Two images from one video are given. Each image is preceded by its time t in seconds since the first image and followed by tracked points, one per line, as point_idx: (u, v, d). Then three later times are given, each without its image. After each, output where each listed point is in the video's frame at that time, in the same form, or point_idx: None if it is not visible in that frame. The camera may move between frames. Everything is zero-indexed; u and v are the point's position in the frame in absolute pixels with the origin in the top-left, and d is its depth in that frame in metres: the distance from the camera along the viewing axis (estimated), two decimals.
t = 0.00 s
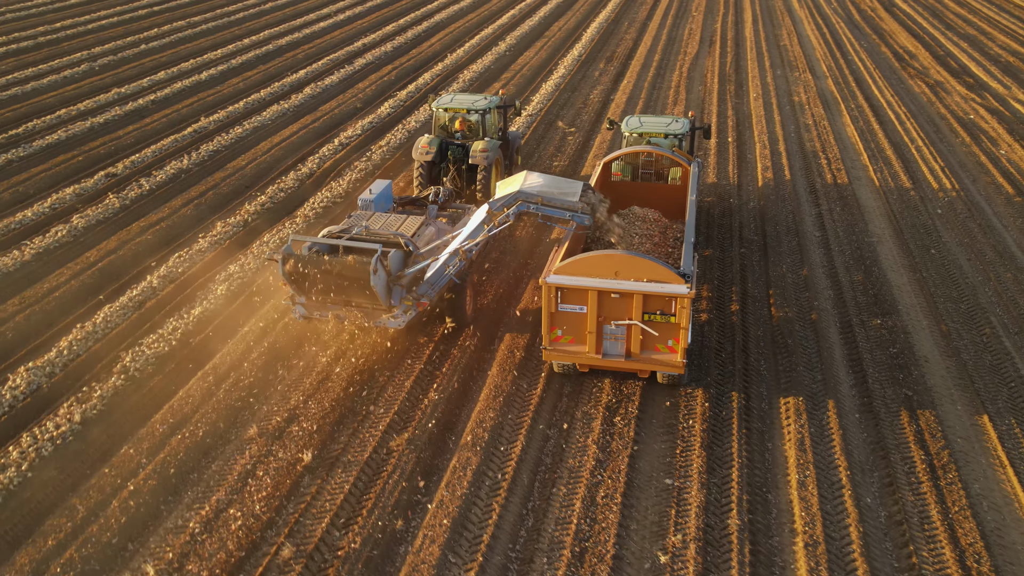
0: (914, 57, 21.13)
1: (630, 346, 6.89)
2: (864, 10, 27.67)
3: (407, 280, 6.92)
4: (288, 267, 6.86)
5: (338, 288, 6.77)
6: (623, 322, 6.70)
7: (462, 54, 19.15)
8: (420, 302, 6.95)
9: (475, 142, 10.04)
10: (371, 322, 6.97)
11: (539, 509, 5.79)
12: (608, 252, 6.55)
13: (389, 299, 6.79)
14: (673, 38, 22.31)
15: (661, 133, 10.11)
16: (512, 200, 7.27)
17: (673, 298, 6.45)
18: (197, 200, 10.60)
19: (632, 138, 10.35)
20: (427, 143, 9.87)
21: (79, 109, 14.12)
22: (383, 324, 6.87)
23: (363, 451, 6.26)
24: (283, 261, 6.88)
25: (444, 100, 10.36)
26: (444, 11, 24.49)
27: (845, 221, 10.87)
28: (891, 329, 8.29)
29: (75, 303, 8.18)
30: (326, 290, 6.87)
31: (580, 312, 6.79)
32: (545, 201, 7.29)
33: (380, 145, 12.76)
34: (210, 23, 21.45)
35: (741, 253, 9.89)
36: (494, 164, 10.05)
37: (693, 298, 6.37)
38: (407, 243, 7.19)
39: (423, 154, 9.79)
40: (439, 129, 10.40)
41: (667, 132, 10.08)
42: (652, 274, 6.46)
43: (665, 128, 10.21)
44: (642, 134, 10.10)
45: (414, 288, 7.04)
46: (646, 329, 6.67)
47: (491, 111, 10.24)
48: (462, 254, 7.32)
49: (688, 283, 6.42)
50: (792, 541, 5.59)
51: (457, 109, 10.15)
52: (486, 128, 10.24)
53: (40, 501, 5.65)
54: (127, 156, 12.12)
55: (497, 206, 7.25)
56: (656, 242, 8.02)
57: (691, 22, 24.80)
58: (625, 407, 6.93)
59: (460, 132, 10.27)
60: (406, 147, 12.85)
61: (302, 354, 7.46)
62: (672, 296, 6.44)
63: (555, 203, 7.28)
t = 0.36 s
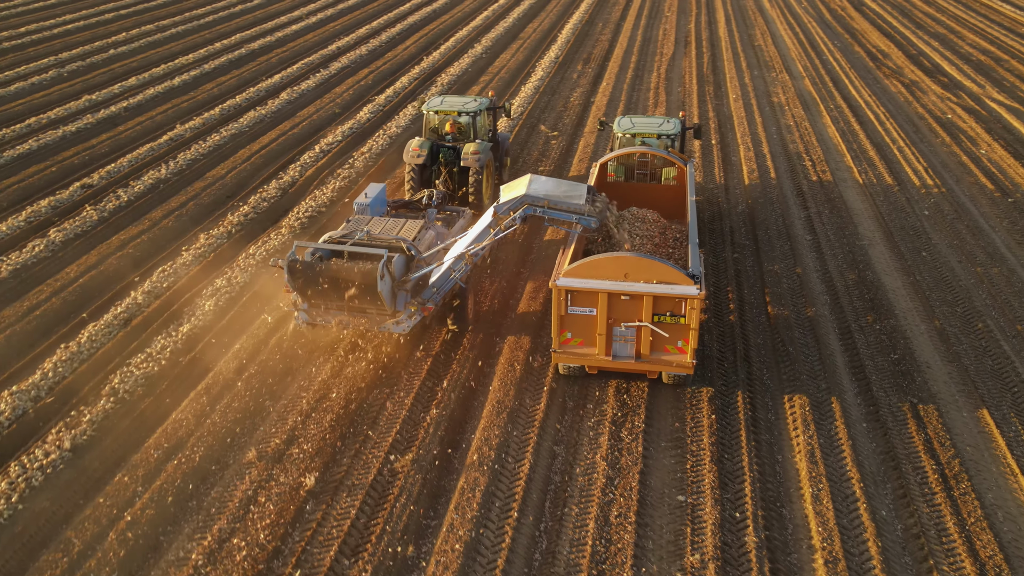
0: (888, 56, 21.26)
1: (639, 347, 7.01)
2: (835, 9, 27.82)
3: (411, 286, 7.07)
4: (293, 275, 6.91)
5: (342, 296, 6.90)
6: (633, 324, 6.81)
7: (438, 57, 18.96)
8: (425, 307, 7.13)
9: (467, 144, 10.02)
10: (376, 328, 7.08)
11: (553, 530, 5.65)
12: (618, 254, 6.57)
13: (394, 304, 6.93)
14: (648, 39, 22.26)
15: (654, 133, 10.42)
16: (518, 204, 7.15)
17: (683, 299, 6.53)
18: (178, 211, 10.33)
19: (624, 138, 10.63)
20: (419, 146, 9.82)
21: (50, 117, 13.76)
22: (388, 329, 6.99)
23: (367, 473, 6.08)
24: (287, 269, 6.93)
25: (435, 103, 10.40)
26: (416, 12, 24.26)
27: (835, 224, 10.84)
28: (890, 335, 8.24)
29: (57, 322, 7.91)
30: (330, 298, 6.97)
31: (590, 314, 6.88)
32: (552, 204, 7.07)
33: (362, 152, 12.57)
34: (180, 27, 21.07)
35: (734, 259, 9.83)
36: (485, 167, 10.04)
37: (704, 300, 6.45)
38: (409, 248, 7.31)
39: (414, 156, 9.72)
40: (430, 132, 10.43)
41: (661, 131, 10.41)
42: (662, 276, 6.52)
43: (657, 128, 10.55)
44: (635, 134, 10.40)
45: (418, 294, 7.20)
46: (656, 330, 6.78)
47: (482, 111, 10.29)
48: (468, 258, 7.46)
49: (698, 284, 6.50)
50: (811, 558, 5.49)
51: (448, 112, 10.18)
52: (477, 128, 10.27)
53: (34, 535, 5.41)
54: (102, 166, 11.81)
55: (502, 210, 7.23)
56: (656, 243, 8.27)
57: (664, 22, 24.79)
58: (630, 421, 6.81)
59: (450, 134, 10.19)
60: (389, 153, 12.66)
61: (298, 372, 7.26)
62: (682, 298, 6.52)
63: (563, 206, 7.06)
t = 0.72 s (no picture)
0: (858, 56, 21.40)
1: (645, 349, 7.04)
2: (802, 8, 27.98)
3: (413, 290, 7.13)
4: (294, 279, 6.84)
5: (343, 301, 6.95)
6: (639, 325, 6.83)
7: (411, 60, 18.74)
8: (426, 311, 7.14)
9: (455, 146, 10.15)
10: (376, 333, 7.12)
11: (566, 553, 5.50)
12: (623, 257, 6.58)
13: (396, 308, 6.99)
14: (620, 40, 22.22)
15: (643, 134, 10.44)
16: (522, 206, 7.04)
17: (690, 300, 6.57)
18: (155, 224, 10.05)
19: (613, 139, 10.67)
20: (407, 149, 9.93)
21: (16, 127, 13.37)
22: (389, 334, 7.00)
23: (371, 497, 5.89)
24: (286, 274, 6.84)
25: (422, 105, 10.39)
26: (386, 13, 24.01)
27: (822, 228, 10.82)
28: (887, 340, 8.21)
29: (37, 343, 7.63)
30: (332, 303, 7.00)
31: (596, 317, 6.89)
32: (555, 206, 7.06)
33: (341, 160, 12.35)
34: (145, 31, 20.64)
35: (726, 265, 9.77)
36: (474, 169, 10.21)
37: (710, 300, 6.51)
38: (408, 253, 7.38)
39: (402, 160, 9.83)
40: (418, 135, 10.46)
41: (650, 131, 10.44)
42: (668, 277, 6.55)
43: (646, 128, 10.60)
44: (625, 134, 10.40)
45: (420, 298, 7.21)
46: (662, 331, 6.81)
47: (469, 114, 10.39)
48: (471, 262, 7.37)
49: (704, 285, 6.55)
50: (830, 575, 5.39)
51: (436, 115, 10.17)
52: (465, 131, 10.38)
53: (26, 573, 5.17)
54: (74, 177, 11.48)
55: (505, 212, 7.07)
56: (652, 245, 8.35)
57: (635, 23, 24.76)
58: (635, 435, 6.69)
59: (439, 137, 10.29)
60: (369, 160, 12.45)
61: (292, 391, 7.04)
62: (688, 299, 6.57)
63: (565, 208, 7.07)
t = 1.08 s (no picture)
0: (832, 55, 21.50)
1: (654, 350, 7.05)
2: (773, 8, 28.08)
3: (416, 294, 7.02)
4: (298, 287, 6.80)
5: (346, 307, 6.88)
6: (648, 327, 6.84)
7: (387, 63, 18.50)
8: (430, 316, 7.03)
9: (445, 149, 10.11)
10: (379, 338, 7.01)
11: None
12: (630, 259, 6.58)
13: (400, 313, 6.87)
14: (595, 41, 22.12)
15: (635, 134, 10.50)
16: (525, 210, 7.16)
17: (698, 301, 6.61)
18: (136, 237, 9.77)
19: (605, 140, 10.72)
20: (396, 152, 9.83)
21: None
22: (392, 339, 6.91)
23: (381, 523, 5.71)
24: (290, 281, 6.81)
25: (411, 109, 10.40)
26: (357, 15, 23.74)
27: (813, 232, 10.77)
28: (889, 346, 8.16)
29: (21, 366, 7.33)
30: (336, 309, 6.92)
31: (604, 319, 6.88)
32: (558, 210, 7.16)
33: (324, 168, 12.12)
34: (112, 36, 20.20)
35: (722, 271, 9.68)
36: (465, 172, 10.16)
37: (718, 301, 6.55)
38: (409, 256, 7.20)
39: (392, 163, 9.71)
40: (407, 138, 10.43)
41: (641, 132, 10.51)
42: (676, 279, 6.59)
43: (637, 130, 10.66)
44: (617, 136, 10.45)
45: (424, 304, 7.14)
46: (670, 332, 6.83)
47: (459, 115, 10.42)
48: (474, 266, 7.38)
49: (711, 286, 6.60)
50: None
51: (426, 117, 10.18)
52: (455, 133, 10.38)
53: None
54: (48, 189, 11.14)
55: (508, 216, 7.22)
56: (652, 245, 8.44)
57: (608, 24, 24.70)
58: (645, 450, 6.56)
59: (428, 140, 10.28)
60: (352, 167, 12.22)
61: (291, 412, 6.83)
62: (697, 300, 6.60)
63: (568, 211, 7.16)
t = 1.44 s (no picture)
0: (810, 56, 21.56)
1: (666, 353, 7.14)
2: (747, 8, 28.13)
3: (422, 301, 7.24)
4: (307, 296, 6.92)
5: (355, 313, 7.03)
6: (661, 331, 6.93)
7: (366, 68, 18.25)
8: (438, 322, 7.26)
9: (439, 153, 10.10)
10: (387, 345, 7.12)
11: None
12: (644, 263, 6.69)
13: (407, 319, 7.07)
14: (573, 43, 22.01)
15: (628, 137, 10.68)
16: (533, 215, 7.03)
17: (710, 304, 6.75)
18: (121, 251, 9.49)
19: (599, 143, 10.86)
20: (390, 156, 9.84)
21: None
22: (400, 345, 7.03)
23: (396, 552, 5.51)
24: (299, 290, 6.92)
25: (403, 113, 10.37)
26: (332, 18, 23.45)
27: (809, 237, 10.73)
28: (895, 354, 8.10)
29: (9, 391, 7.06)
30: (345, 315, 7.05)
31: (618, 323, 6.96)
32: (566, 215, 7.04)
33: (310, 177, 11.89)
34: (82, 41, 19.75)
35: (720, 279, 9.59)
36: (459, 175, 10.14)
37: (730, 303, 6.70)
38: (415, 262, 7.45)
39: (386, 167, 9.71)
40: (400, 143, 10.40)
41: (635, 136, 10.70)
42: (688, 282, 6.72)
43: (631, 133, 10.86)
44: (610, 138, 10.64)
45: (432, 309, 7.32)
46: (683, 335, 6.94)
47: (451, 119, 10.38)
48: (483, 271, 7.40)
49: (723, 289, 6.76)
50: None
51: (419, 121, 10.15)
52: (448, 136, 10.37)
53: None
54: (26, 202, 10.81)
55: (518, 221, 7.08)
56: (656, 248, 8.79)
57: (585, 25, 24.60)
58: (661, 468, 6.43)
59: (421, 144, 10.26)
60: (340, 176, 12.01)
61: (295, 434, 6.63)
62: (709, 303, 6.74)
63: (577, 216, 7.05)
